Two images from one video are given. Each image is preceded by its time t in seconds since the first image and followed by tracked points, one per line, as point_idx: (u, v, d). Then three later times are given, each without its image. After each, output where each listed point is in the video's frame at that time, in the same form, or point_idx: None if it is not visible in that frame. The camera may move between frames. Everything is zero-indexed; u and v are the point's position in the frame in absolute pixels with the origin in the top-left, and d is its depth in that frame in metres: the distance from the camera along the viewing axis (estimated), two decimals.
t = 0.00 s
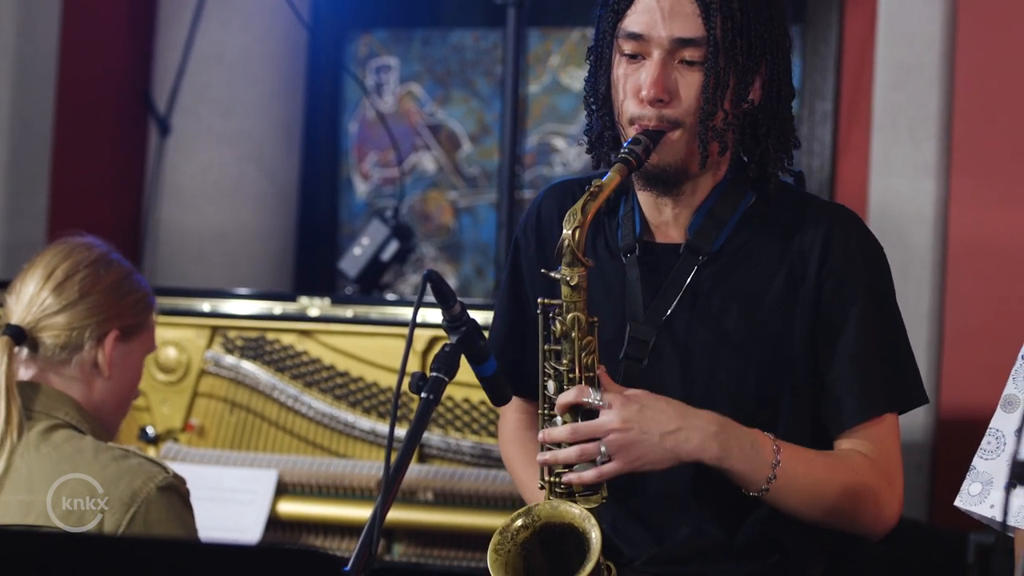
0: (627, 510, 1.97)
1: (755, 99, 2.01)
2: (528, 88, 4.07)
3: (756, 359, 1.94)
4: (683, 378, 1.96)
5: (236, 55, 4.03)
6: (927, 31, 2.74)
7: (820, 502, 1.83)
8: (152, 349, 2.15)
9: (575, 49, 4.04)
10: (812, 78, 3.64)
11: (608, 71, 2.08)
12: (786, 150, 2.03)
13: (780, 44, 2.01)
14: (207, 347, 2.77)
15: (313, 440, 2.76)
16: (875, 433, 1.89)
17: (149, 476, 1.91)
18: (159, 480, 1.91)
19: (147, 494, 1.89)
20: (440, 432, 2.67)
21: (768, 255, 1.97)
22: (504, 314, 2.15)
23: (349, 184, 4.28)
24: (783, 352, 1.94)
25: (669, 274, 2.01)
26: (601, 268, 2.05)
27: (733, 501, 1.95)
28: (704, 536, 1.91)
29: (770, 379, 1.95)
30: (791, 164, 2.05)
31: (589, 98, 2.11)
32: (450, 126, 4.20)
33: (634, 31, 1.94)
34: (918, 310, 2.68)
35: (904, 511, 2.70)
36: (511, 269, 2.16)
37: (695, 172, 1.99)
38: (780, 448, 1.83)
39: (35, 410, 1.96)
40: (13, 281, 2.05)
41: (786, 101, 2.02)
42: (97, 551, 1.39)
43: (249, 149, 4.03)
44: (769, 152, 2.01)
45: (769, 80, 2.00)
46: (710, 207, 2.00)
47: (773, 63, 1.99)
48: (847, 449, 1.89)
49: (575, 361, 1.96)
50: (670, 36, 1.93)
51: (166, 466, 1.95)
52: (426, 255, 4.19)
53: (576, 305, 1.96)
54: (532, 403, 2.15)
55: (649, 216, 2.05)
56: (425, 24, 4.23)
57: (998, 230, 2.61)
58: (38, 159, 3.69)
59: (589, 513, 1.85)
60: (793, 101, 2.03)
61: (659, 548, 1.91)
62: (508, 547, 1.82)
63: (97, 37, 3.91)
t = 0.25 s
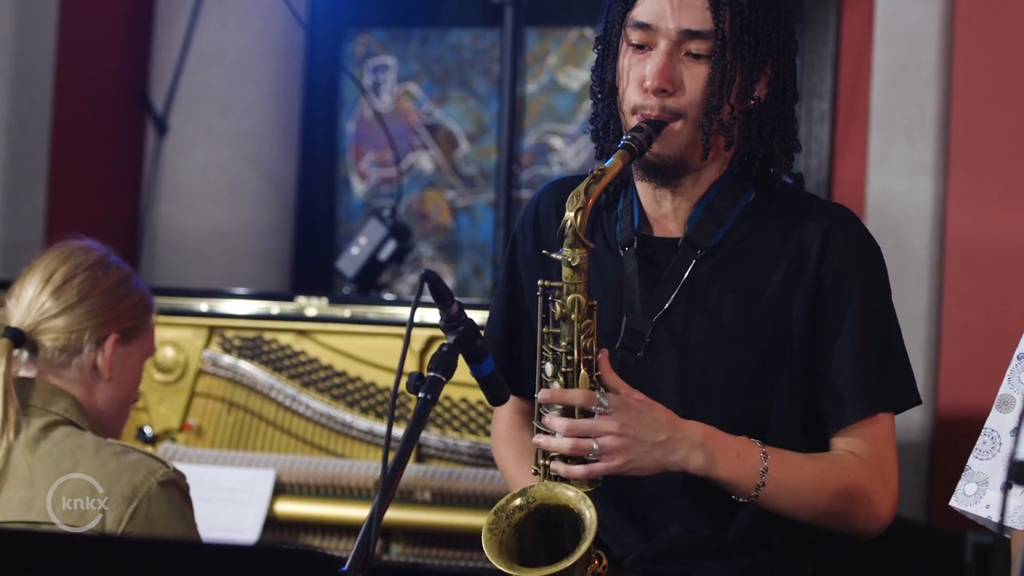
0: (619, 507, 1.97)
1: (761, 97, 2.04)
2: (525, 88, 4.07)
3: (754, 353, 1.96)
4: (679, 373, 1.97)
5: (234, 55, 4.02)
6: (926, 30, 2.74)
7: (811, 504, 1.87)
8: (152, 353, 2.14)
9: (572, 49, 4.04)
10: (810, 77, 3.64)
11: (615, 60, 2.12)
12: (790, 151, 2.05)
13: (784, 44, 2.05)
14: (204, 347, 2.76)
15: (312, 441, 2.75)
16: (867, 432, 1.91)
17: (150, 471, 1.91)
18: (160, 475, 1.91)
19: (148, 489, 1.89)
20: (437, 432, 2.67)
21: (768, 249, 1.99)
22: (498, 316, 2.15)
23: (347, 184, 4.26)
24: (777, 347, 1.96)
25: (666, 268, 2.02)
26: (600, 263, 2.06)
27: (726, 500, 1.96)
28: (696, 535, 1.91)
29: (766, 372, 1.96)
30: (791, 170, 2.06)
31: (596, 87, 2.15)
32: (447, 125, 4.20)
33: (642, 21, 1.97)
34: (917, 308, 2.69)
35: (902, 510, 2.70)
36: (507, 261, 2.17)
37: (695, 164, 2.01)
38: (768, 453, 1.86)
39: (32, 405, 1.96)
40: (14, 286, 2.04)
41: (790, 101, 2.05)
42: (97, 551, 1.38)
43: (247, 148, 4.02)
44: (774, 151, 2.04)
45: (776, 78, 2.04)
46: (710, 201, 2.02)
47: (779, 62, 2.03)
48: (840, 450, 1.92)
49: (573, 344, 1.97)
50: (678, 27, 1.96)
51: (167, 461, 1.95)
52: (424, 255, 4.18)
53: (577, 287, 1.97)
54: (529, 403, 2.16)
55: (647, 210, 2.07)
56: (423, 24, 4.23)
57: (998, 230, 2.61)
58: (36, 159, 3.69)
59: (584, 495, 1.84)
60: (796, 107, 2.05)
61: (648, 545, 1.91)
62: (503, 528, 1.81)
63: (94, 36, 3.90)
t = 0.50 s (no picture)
0: (608, 503, 1.98)
1: (759, 93, 2.04)
2: (525, 88, 4.07)
3: (749, 349, 1.96)
4: (673, 370, 1.97)
5: (234, 55, 4.02)
6: (926, 30, 2.74)
7: (798, 489, 1.85)
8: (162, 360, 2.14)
9: (572, 49, 4.04)
10: (810, 77, 3.63)
11: (614, 55, 2.12)
12: (787, 150, 2.06)
13: (779, 41, 2.04)
14: (204, 347, 2.76)
15: (312, 441, 2.75)
16: (860, 424, 1.90)
17: (156, 475, 1.91)
18: (166, 478, 1.91)
19: (153, 493, 1.89)
20: (437, 432, 2.68)
21: (763, 244, 1.99)
22: (492, 314, 2.15)
23: (347, 183, 4.27)
24: (770, 344, 1.96)
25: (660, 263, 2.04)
26: (594, 259, 2.08)
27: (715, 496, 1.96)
28: (678, 532, 1.92)
29: (759, 367, 1.96)
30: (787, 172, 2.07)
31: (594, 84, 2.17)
32: (447, 125, 4.20)
33: (642, 15, 1.98)
34: (917, 307, 2.70)
35: (901, 510, 2.71)
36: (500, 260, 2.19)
37: (691, 159, 2.01)
38: (758, 432, 1.85)
39: (43, 408, 1.96)
40: (27, 289, 2.04)
41: (789, 100, 2.04)
42: (97, 550, 1.38)
43: (248, 149, 4.03)
44: (774, 145, 2.05)
45: (774, 76, 2.04)
46: (706, 197, 2.03)
47: (776, 59, 2.03)
48: (832, 440, 1.90)
49: (569, 328, 1.95)
50: (677, 21, 1.97)
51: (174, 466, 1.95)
52: (424, 255, 4.18)
53: (574, 271, 1.97)
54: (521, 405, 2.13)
55: (643, 205, 2.08)
56: (423, 24, 4.23)
57: (998, 229, 2.60)
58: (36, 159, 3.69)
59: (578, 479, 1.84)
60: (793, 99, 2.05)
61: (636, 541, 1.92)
62: (495, 508, 1.81)
63: (95, 37, 3.91)
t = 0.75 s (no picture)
0: (601, 498, 1.98)
1: (748, 88, 2.07)
2: (528, 88, 4.07)
3: (740, 346, 1.96)
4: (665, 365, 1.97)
5: (236, 55, 4.02)
6: (928, 31, 2.74)
7: (786, 477, 1.84)
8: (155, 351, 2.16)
9: (574, 49, 4.04)
10: (812, 77, 3.63)
11: (602, 49, 2.13)
12: (774, 147, 2.08)
13: (771, 39, 2.08)
14: (207, 347, 2.77)
15: (313, 440, 2.75)
16: (850, 414, 1.90)
17: (154, 473, 1.91)
18: (163, 477, 1.91)
19: (150, 491, 1.89)
20: (439, 432, 2.67)
21: (754, 240, 1.99)
22: (484, 310, 2.15)
23: (348, 183, 4.28)
24: (761, 341, 1.96)
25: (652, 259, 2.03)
26: (586, 257, 2.08)
27: (709, 487, 1.95)
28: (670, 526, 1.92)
29: (749, 364, 1.96)
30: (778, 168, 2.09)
31: (585, 78, 2.16)
32: (449, 125, 4.20)
33: (631, 9, 2.00)
34: (919, 308, 2.69)
35: (901, 511, 2.71)
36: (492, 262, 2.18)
37: (681, 154, 2.02)
38: (751, 420, 1.85)
39: (41, 408, 1.96)
40: (20, 284, 2.04)
41: (775, 95, 2.08)
42: (97, 550, 1.39)
43: (250, 149, 4.03)
44: (763, 141, 2.07)
45: (761, 72, 2.07)
46: (696, 193, 2.03)
47: (765, 56, 2.06)
48: (822, 430, 1.90)
49: (561, 313, 1.96)
50: (666, 15, 1.98)
51: (170, 463, 1.95)
52: (426, 255, 4.18)
53: (567, 256, 1.98)
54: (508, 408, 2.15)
55: (633, 201, 2.09)
56: (424, 24, 4.23)
57: (1000, 230, 2.61)
58: (39, 159, 3.69)
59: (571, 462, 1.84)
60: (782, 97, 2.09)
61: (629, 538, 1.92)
62: (489, 491, 1.82)
63: (97, 37, 3.90)
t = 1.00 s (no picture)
0: (597, 497, 1.98)
1: (741, 87, 2.07)
2: (531, 89, 4.07)
3: (736, 344, 1.95)
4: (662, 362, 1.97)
5: (239, 56, 4.02)
6: (931, 32, 2.73)
7: (777, 473, 1.84)
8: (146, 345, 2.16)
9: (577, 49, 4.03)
10: (815, 78, 3.63)
11: (596, 46, 2.14)
12: (770, 147, 2.08)
13: (764, 38, 2.08)
14: (209, 347, 2.76)
15: (316, 441, 2.75)
16: (843, 412, 1.90)
17: (143, 474, 1.91)
18: (152, 477, 1.91)
19: (139, 493, 1.89)
20: (442, 432, 2.68)
21: (750, 237, 1.99)
22: (480, 307, 2.17)
23: (351, 183, 4.29)
24: (756, 340, 1.95)
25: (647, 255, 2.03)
26: (581, 255, 2.08)
27: (700, 486, 1.95)
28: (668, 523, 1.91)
29: (744, 362, 1.96)
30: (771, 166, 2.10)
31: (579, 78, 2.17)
32: (452, 126, 4.20)
33: (624, 7, 2.01)
34: (922, 309, 2.69)
35: (902, 512, 2.71)
36: (485, 262, 2.18)
37: (673, 152, 2.02)
38: (743, 415, 1.84)
39: (31, 408, 1.96)
40: (9, 281, 2.03)
41: (768, 95, 2.09)
42: (97, 551, 1.39)
43: (252, 149, 4.03)
44: (753, 139, 2.06)
45: (753, 70, 2.07)
46: (691, 191, 2.03)
47: (758, 54, 2.07)
48: (813, 428, 1.90)
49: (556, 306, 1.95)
50: (659, 12, 1.99)
51: (160, 463, 1.95)
52: (429, 255, 4.18)
53: (562, 249, 1.98)
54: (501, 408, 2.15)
55: (627, 199, 2.09)
56: (427, 24, 4.23)
57: (1001, 231, 2.59)
58: (41, 160, 3.69)
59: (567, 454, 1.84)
60: (776, 96, 2.10)
61: (623, 537, 1.92)
62: (484, 483, 1.82)
63: (100, 38, 3.91)
